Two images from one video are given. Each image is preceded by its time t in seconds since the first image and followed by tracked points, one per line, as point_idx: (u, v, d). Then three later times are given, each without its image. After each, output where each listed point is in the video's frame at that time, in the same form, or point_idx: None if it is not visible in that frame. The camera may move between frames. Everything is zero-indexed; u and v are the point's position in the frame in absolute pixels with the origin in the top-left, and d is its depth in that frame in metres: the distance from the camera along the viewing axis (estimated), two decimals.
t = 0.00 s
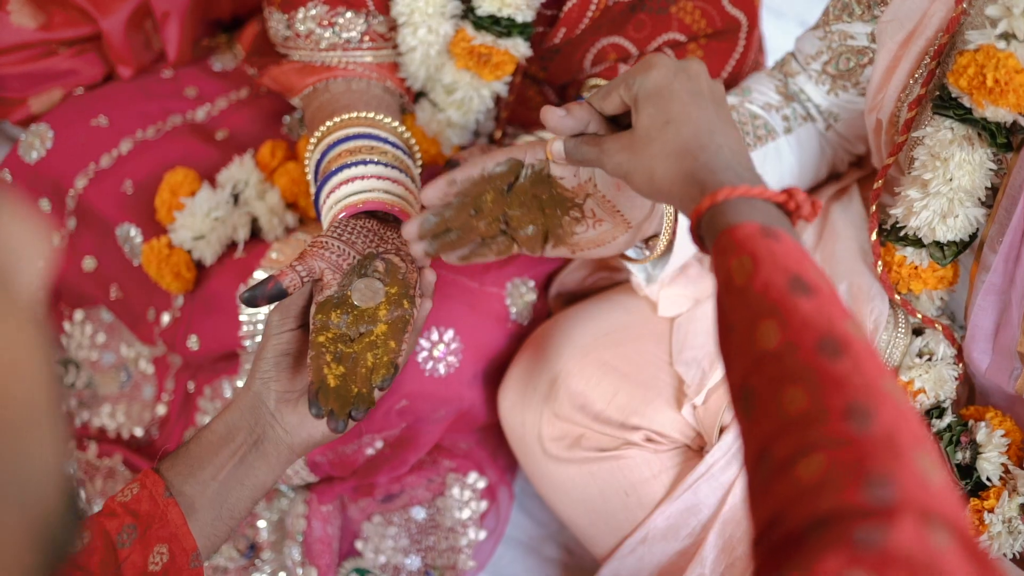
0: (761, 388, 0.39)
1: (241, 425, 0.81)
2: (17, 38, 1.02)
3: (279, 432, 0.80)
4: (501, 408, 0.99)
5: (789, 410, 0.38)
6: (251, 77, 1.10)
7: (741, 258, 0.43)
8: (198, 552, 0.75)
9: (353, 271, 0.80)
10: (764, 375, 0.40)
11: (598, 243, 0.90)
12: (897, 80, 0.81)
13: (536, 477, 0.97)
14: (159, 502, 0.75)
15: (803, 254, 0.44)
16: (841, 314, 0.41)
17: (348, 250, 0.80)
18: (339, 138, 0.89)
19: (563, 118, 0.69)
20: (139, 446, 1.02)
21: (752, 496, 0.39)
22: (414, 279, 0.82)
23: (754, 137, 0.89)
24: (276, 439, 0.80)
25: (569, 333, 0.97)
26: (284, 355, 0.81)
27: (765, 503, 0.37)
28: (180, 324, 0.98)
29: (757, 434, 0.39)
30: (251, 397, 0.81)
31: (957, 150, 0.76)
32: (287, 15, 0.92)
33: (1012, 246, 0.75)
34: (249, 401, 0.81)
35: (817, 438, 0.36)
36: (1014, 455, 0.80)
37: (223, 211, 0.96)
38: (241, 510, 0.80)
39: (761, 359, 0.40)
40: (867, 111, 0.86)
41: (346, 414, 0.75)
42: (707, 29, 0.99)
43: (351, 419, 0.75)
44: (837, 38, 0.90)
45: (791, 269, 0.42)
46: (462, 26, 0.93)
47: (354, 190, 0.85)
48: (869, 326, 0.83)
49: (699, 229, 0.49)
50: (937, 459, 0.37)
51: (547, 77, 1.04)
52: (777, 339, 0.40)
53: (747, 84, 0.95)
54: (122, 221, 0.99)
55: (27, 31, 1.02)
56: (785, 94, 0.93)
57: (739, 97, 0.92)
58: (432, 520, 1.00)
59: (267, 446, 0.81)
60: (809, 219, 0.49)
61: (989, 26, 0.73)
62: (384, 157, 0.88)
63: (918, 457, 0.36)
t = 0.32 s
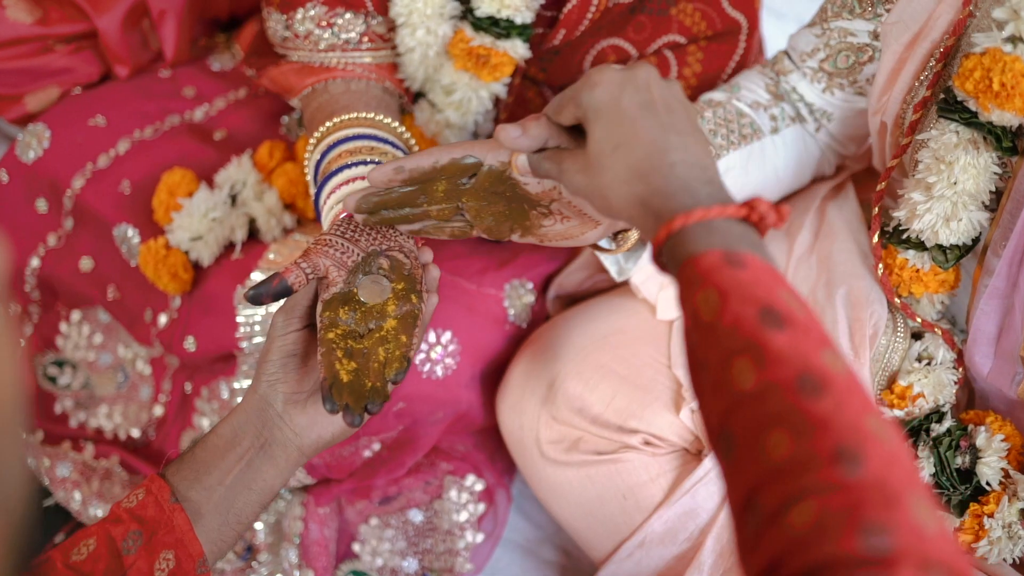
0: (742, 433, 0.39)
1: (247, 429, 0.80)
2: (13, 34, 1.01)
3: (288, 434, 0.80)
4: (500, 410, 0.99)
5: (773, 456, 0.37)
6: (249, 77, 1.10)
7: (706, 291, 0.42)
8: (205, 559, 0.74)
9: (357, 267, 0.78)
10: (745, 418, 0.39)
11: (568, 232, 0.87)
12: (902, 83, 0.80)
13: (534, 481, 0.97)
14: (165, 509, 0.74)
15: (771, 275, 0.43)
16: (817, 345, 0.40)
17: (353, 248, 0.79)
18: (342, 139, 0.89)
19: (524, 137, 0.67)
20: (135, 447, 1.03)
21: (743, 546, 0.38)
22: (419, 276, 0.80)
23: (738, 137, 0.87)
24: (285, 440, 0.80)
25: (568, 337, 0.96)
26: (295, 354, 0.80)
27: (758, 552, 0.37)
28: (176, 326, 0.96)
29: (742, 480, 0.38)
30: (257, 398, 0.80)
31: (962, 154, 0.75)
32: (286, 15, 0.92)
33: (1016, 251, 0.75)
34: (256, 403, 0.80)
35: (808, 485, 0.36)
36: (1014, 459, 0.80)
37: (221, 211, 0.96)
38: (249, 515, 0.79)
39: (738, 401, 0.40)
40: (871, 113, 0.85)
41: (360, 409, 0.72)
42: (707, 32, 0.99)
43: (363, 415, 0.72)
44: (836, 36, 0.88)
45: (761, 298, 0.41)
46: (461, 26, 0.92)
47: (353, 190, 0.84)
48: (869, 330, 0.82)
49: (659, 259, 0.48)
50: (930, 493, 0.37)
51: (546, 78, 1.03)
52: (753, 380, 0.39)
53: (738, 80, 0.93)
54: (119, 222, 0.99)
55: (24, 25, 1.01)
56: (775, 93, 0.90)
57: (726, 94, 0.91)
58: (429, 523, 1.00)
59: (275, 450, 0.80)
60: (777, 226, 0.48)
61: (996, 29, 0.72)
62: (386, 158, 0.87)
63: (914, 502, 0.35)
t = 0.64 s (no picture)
0: (753, 479, 0.38)
1: (244, 434, 0.78)
2: (11, 35, 1.00)
3: (286, 437, 0.79)
4: (498, 414, 1.00)
5: (786, 507, 0.36)
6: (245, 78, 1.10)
7: (719, 324, 0.41)
8: (201, 566, 0.74)
9: (352, 266, 0.76)
10: (756, 463, 0.38)
11: (546, 220, 0.83)
12: (907, 86, 0.79)
13: (531, 484, 0.97)
14: (160, 516, 0.74)
15: (787, 307, 0.42)
16: (834, 389, 0.39)
17: (346, 246, 0.77)
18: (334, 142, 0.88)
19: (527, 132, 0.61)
20: (133, 448, 1.02)
21: None
22: (413, 275, 0.79)
23: (731, 137, 0.87)
24: (283, 445, 0.79)
25: (565, 340, 0.96)
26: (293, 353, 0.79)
27: None
28: (175, 328, 0.96)
29: (751, 528, 0.37)
30: (253, 402, 0.79)
31: (968, 159, 0.74)
32: (282, 16, 0.91)
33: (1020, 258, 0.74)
34: (252, 408, 0.79)
35: (821, 543, 0.35)
36: (1015, 465, 0.79)
37: (218, 213, 0.95)
38: (247, 522, 0.78)
39: (750, 445, 0.38)
40: (874, 116, 0.85)
41: (368, 398, 0.69)
42: (707, 34, 0.98)
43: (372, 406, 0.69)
44: (839, 34, 0.87)
45: (776, 335, 0.40)
46: (457, 28, 0.92)
47: (347, 194, 0.83)
48: (869, 335, 0.83)
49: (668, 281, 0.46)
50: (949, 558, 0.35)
51: (545, 81, 1.03)
52: (767, 424, 0.38)
53: (730, 79, 0.92)
54: (117, 223, 0.98)
55: (21, 27, 1.01)
56: (769, 94, 0.90)
57: (720, 93, 0.89)
58: (427, 526, 1.00)
59: (273, 454, 0.79)
60: (791, 251, 0.45)
61: (1002, 34, 0.71)
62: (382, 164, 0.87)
63: (932, 565, 0.33)
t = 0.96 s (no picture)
0: (765, 526, 0.35)
1: (226, 435, 0.78)
2: (10, 39, 1.00)
3: (268, 437, 0.78)
4: (495, 416, 0.99)
5: (800, 558, 0.34)
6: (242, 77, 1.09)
7: (730, 360, 0.39)
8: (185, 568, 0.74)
9: (334, 261, 0.75)
10: (767, 510, 0.35)
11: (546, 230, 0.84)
12: (913, 86, 0.79)
13: (529, 485, 0.96)
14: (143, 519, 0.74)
15: (800, 342, 0.40)
16: (849, 433, 0.37)
17: (326, 242, 0.76)
18: (317, 142, 0.88)
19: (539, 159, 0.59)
20: (130, 449, 1.01)
21: None
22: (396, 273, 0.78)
23: (727, 137, 0.86)
24: (265, 445, 0.78)
25: (564, 341, 0.96)
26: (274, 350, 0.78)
27: None
28: (171, 328, 0.96)
29: None
30: (234, 402, 0.78)
31: (974, 161, 0.73)
32: (277, 14, 0.91)
33: None
34: (234, 409, 0.78)
35: None
36: (1015, 469, 0.79)
37: (216, 213, 0.95)
38: (230, 523, 0.78)
39: (761, 491, 0.36)
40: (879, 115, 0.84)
41: (349, 390, 0.67)
42: (707, 35, 0.98)
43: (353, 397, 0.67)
44: (842, 28, 0.85)
45: (790, 374, 0.38)
46: (454, 26, 0.92)
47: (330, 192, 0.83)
48: (870, 338, 0.82)
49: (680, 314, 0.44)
50: None
51: (543, 80, 1.03)
52: (780, 469, 0.36)
53: (726, 72, 0.91)
54: (114, 222, 0.98)
55: (21, 30, 1.00)
56: (765, 88, 0.89)
57: (716, 88, 0.88)
58: (425, 527, 0.99)
59: (257, 455, 0.78)
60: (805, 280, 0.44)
61: (1012, 35, 0.70)
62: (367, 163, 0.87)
63: None
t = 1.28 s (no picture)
0: (752, 530, 0.37)
1: (193, 428, 0.78)
2: (11, 46, 1.00)
3: (234, 429, 0.78)
4: (495, 417, 0.99)
5: (786, 562, 0.35)
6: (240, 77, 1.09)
7: (724, 372, 0.41)
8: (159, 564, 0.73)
9: (297, 248, 0.75)
10: (756, 515, 0.37)
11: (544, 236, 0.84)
12: (920, 86, 0.78)
13: (530, 488, 0.95)
14: (112, 517, 0.73)
15: (794, 355, 0.42)
16: (838, 443, 0.39)
17: (291, 230, 0.76)
18: (294, 135, 0.88)
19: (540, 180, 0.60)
20: (129, 449, 1.01)
21: None
22: (360, 264, 0.78)
23: (731, 140, 0.86)
24: (232, 437, 0.78)
25: (566, 344, 0.95)
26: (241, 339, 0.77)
27: None
28: (170, 330, 0.96)
29: None
30: (200, 393, 0.77)
31: (979, 163, 0.73)
32: (270, 10, 0.91)
33: None
34: (199, 402, 0.77)
35: None
36: (1019, 473, 0.79)
37: (214, 215, 0.94)
38: (202, 516, 0.77)
39: (749, 497, 0.38)
40: (884, 115, 0.83)
41: (312, 373, 0.66)
42: (707, 37, 0.97)
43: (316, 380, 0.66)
44: (849, 29, 0.84)
45: (782, 386, 0.40)
46: (451, 27, 0.91)
47: (299, 183, 0.83)
48: (872, 342, 0.82)
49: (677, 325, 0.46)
50: None
51: (541, 79, 1.03)
52: (768, 476, 0.38)
53: (733, 72, 0.90)
54: (112, 223, 0.98)
55: (21, 37, 1.00)
56: (772, 90, 0.88)
57: (723, 90, 0.88)
58: (424, 530, 0.98)
59: (223, 445, 0.78)
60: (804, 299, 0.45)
61: (1019, 36, 0.70)
62: (341, 158, 0.86)
63: None
